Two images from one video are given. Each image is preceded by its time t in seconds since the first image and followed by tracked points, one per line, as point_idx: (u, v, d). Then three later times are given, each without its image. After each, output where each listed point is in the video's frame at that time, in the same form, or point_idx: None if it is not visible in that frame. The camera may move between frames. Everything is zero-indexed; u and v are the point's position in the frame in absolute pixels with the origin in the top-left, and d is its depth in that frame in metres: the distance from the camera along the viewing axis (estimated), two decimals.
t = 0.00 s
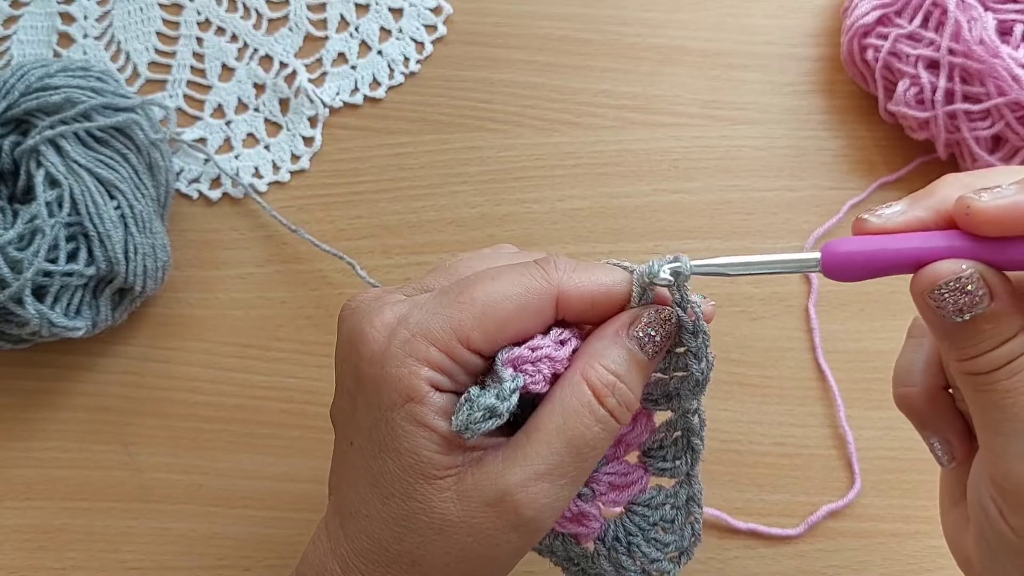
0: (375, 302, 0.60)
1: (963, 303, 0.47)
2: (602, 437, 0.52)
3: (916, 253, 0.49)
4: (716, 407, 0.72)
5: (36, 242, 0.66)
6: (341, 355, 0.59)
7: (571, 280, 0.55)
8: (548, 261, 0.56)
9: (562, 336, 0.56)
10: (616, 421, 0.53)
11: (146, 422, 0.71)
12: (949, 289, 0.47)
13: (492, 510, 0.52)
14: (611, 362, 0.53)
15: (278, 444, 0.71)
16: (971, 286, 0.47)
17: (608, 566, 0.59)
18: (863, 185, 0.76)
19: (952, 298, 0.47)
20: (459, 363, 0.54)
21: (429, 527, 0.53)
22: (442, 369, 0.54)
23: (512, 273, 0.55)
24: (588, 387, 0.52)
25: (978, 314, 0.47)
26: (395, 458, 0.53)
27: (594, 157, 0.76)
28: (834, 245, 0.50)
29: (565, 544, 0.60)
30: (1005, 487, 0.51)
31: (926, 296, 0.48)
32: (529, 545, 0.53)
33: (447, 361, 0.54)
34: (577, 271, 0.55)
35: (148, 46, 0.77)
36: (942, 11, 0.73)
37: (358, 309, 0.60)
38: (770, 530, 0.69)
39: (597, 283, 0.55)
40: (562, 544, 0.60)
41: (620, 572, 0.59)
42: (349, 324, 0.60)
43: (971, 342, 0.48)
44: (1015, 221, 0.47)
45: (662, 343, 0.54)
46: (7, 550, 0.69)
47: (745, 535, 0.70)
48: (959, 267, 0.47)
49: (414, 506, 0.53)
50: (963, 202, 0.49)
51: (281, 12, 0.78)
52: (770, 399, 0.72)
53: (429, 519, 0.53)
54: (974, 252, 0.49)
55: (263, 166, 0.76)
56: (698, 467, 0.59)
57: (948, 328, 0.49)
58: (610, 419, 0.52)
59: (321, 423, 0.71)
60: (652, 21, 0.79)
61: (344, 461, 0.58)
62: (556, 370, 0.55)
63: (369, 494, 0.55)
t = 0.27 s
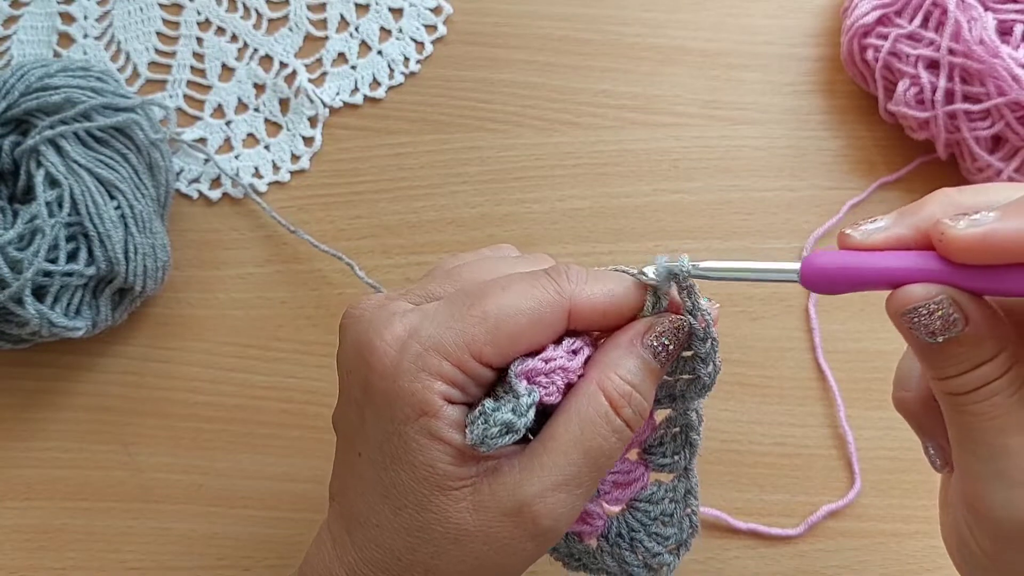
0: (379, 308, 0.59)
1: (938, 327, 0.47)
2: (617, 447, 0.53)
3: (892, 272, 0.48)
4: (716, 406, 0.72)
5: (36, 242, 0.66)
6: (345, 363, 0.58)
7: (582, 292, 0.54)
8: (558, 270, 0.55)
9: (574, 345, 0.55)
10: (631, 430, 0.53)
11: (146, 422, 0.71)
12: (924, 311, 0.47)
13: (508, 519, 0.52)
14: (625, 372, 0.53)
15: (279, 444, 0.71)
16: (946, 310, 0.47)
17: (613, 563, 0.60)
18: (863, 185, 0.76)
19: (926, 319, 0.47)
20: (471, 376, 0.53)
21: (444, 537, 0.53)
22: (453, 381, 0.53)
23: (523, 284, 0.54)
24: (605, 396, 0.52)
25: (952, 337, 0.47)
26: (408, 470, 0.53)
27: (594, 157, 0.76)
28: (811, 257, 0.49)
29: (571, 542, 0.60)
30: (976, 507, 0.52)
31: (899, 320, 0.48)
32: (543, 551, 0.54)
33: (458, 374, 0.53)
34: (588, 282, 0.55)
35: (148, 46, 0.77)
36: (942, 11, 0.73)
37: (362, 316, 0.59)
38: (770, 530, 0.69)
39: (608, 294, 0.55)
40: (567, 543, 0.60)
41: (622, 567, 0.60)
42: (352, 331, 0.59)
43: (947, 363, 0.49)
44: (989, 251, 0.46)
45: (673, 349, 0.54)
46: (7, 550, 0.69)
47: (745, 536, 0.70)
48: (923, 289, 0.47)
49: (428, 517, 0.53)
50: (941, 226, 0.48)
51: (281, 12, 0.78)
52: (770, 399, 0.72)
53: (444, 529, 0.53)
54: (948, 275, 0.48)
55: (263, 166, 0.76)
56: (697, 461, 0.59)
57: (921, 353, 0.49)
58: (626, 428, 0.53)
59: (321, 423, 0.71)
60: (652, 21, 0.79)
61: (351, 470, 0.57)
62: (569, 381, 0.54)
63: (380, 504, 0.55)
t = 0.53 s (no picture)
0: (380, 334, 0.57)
1: (916, 346, 0.48)
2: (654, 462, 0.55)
3: (876, 283, 0.50)
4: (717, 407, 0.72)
5: (36, 242, 0.66)
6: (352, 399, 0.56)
7: (601, 320, 0.55)
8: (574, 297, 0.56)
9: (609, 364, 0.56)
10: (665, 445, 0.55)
11: (146, 422, 0.71)
12: (906, 324, 0.48)
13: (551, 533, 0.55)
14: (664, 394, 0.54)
15: (279, 444, 0.71)
16: (928, 328, 0.48)
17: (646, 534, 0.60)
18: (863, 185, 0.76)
19: (907, 335, 0.48)
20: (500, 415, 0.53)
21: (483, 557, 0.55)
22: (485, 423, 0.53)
23: (544, 321, 0.54)
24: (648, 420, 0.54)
25: (927, 354, 0.48)
26: (446, 503, 0.53)
27: (594, 157, 0.76)
28: (801, 261, 0.50)
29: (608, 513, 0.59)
30: (953, 541, 0.52)
31: (880, 329, 0.49)
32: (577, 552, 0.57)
33: (490, 416, 0.52)
34: (604, 310, 0.56)
35: (148, 47, 0.77)
36: (942, 11, 0.73)
37: (364, 347, 0.56)
38: (770, 530, 0.69)
39: (626, 319, 0.56)
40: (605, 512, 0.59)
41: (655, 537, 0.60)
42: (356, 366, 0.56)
43: (925, 387, 0.49)
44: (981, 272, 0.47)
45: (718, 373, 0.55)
46: (7, 550, 0.69)
47: (745, 535, 0.69)
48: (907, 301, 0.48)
49: (469, 543, 0.54)
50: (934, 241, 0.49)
51: (281, 12, 0.78)
52: (770, 399, 0.72)
53: (485, 551, 0.54)
54: (940, 292, 0.49)
55: (263, 166, 0.76)
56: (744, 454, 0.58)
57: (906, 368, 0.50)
58: (662, 444, 0.55)
59: (321, 423, 0.71)
60: (652, 21, 0.79)
61: (370, 500, 0.56)
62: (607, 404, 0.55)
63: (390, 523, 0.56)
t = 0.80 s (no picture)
0: (374, 387, 0.54)
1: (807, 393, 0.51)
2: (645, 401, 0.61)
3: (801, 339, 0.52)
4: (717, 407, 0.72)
5: (36, 242, 0.66)
6: (368, 453, 0.53)
7: (585, 317, 0.56)
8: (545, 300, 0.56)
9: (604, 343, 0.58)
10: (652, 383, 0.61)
11: (146, 422, 0.71)
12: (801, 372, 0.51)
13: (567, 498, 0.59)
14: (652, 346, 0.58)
15: (279, 444, 0.71)
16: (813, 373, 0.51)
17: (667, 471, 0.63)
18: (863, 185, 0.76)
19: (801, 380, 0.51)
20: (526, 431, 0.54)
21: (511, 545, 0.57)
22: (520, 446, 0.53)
23: (533, 330, 0.54)
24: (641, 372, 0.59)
25: (815, 403, 0.52)
26: (480, 516, 0.54)
27: (594, 157, 0.76)
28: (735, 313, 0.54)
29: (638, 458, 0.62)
30: None
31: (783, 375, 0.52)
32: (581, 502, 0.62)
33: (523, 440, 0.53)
34: (580, 304, 0.56)
35: (148, 47, 0.77)
36: (942, 11, 0.73)
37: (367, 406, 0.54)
38: (764, 530, 0.69)
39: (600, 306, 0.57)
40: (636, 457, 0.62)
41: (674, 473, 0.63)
42: (364, 427, 0.53)
43: (813, 437, 0.52)
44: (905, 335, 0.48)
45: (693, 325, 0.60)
46: (7, 550, 0.69)
47: (745, 536, 0.69)
48: (899, 296, 0.49)
49: (500, 539, 0.56)
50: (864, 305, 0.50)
51: (281, 12, 0.78)
52: (770, 400, 0.72)
53: (514, 542, 0.57)
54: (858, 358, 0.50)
55: (263, 166, 0.76)
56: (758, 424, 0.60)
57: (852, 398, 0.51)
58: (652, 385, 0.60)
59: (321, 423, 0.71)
60: (652, 21, 0.79)
61: (393, 531, 0.55)
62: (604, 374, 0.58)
63: (399, 541, 0.56)
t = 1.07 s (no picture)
0: (395, 335, 0.57)
1: (812, 327, 0.50)
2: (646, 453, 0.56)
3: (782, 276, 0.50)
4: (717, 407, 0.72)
5: (36, 242, 0.66)
6: (371, 399, 0.55)
7: (613, 316, 0.55)
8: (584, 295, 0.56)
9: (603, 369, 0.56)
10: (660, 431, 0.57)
11: (146, 422, 0.71)
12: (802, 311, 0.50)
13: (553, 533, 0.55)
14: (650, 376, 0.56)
15: (279, 444, 0.71)
16: (817, 312, 0.50)
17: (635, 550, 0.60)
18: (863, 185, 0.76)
19: (803, 319, 0.50)
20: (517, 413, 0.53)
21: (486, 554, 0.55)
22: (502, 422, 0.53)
23: (556, 313, 0.54)
24: (638, 408, 0.56)
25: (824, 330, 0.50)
26: (456, 500, 0.54)
27: (594, 157, 0.76)
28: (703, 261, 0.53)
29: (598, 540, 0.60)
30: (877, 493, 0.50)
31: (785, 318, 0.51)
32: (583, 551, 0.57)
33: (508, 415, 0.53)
34: (614, 303, 0.55)
35: (148, 47, 0.77)
36: (942, 11, 0.73)
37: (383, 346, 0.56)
38: (745, 522, 0.69)
39: (640, 313, 0.56)
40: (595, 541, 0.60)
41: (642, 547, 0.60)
42: (374, 368, 0.56)
43: (831, 358, 0.51)
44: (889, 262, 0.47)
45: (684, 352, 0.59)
46: (8, 550, 0.69)
47: (745, 535, 0.69)
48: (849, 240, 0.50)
49: (475, 538, 0.55)
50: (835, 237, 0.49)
51: (281, 12, 0.78)
52: (770, 399, 0.72)
53: (491, 549, 0.55)
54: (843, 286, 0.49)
55: (263, 166, 0.76)
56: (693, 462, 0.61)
57: (864, 326, 0.50)
58: (653, 428, 0.56)
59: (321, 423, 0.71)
60: (652, 21, 0.79)
61: (383, 495, 0.57)
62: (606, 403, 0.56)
63: (384, 506, 0.57)
